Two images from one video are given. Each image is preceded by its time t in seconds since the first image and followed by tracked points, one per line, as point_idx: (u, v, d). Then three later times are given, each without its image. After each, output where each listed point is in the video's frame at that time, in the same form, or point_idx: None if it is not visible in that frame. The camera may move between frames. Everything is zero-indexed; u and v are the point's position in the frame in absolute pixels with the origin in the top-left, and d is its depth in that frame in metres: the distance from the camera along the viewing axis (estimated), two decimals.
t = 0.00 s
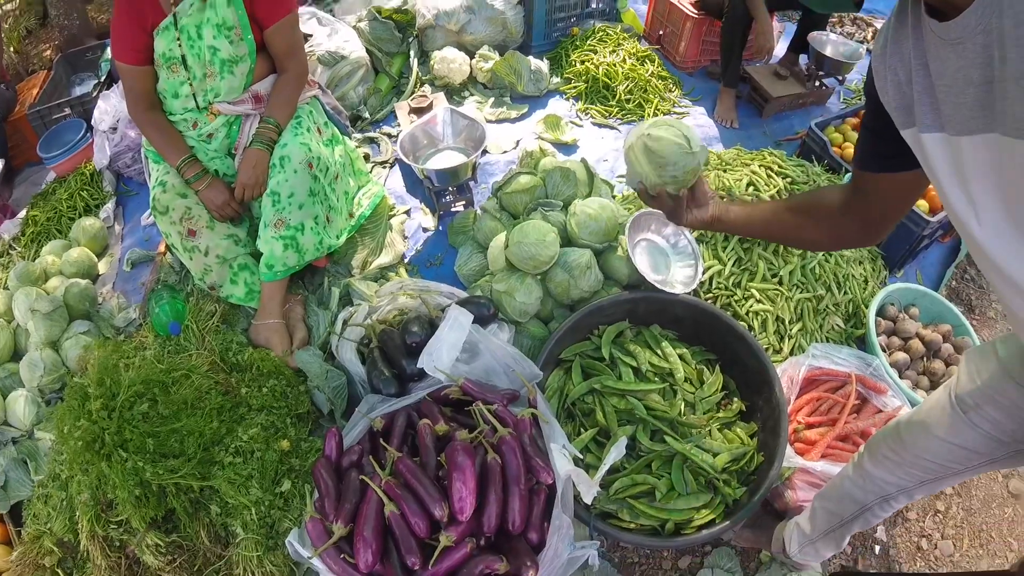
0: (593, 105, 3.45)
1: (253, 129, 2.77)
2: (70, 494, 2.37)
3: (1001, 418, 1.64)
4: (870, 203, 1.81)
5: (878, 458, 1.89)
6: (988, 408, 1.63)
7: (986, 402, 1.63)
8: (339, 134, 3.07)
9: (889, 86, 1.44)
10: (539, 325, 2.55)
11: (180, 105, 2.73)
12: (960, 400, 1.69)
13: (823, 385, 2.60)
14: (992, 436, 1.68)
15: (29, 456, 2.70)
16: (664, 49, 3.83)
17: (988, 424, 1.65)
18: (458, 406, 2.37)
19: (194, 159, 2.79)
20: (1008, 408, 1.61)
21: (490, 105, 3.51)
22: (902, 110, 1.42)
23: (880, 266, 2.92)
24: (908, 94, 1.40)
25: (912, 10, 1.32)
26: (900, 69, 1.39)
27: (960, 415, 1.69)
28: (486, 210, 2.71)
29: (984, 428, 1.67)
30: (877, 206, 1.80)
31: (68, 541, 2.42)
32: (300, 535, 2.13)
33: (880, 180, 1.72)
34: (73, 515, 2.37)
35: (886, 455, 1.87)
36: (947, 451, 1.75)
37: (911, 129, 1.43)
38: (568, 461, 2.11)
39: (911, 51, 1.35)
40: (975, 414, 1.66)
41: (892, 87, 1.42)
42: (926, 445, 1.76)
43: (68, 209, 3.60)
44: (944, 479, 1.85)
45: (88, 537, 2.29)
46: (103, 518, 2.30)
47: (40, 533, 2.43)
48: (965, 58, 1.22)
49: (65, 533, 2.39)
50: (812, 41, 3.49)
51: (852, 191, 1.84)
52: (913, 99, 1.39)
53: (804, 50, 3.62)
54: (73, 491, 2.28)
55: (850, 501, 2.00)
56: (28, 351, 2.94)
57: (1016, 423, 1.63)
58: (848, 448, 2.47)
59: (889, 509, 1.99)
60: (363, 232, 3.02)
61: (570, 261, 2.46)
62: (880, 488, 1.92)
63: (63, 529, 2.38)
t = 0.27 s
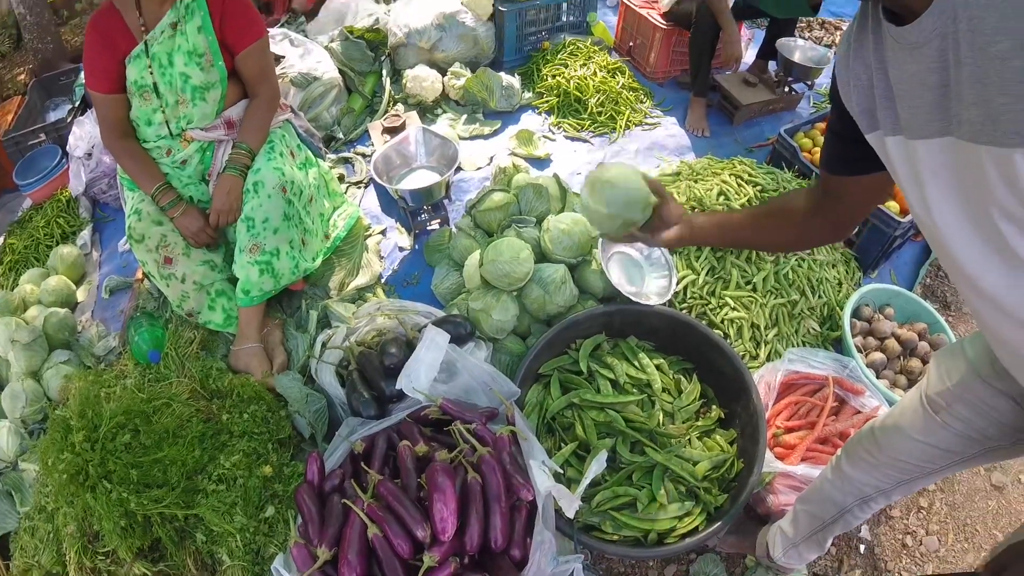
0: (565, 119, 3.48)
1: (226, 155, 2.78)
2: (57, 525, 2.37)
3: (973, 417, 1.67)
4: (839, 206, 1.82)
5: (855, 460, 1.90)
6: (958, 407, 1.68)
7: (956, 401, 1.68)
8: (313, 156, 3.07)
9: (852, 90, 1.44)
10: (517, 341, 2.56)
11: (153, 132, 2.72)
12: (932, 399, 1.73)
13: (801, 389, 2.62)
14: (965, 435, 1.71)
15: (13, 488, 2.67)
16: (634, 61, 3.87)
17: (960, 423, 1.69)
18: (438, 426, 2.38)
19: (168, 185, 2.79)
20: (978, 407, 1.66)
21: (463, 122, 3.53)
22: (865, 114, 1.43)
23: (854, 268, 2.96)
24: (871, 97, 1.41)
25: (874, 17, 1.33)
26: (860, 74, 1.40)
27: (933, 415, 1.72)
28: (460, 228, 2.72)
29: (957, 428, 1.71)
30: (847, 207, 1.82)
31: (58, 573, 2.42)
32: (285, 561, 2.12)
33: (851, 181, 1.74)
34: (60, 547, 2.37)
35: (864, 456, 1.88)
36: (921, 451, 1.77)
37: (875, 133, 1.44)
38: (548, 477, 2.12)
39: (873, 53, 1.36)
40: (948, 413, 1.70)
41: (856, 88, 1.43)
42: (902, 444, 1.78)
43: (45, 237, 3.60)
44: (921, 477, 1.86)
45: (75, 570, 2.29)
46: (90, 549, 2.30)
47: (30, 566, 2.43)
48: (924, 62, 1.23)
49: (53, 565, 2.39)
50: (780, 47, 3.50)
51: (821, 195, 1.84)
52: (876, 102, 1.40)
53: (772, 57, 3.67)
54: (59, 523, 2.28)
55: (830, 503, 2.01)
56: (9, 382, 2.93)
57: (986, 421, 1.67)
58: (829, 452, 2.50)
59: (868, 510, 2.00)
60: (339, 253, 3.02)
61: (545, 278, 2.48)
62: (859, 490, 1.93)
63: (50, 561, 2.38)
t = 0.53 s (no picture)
0: (560, 126, 3.49)
1: (218, 155, 2.78)
2: (44, 523, 2.35)
3: (971, 434, 1.67)
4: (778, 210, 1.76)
5: (845, 473, 1.91)
6: (955, 424, 1.67)
7: (954, 418, 1.68)
8: (307, 159, 3.08)
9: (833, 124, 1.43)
10: (510, 347, 2.56)
11: (147, 133, 2.73)
12: (930, 414, 1.72)
13: (794, 404, 2.63)
14: (962, 452, 1.71)
15: None
16: (629, 69, 3.89)
17: (957, 439, 1.69)
18: (431, 431, 2.37)
19: (162, 185, 2.78)
20: (975, 424, 1.65)
21: (456, 128, 3.54)
22: (844, 148, 1.43)
23: (848, 283, 2.97)
24: (851, 134, 1.40)
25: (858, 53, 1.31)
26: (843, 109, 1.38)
27: (930, 430, 1.72)
28: (455, 233, 2.73)
29: (956, 445, 1.71)
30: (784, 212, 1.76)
31: (43, 571, 2.39)
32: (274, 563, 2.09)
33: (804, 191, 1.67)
34: (46, 544, 2.35)
35: (855, 470, 1.88)
36: (914, 465, 1.77)
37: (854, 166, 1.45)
38: (542, 485, 2.11)
39: (857, 89, 1.34)
40: (945, 429, 1.70)
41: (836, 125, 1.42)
42: (894, 459, 1.79)
43: (36, 237, 3.60)
44: (912, 491, 1.87)
45: (62, 567, 2.27)
46: (77, 547, 2.28)
47: (14, 563, 2.40)
48: (909, 103, 1.20)
49: (38, 562, 2.37)
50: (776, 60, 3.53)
51: (762, 198, 1.76)
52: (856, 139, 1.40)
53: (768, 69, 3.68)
54: (46, 521, 2.26)
55: (821, 516, 2.01)
56: None
57: (984, 439, 1.66)
58: (820, 467, 2.50)
59: (859, 523, 2.00)
60: (332, 257, 3.01)
61: (539, 284, 2.48)
62: (850, 503, 1.94)
63: (36, 558, 2.35)
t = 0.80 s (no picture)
0: (580, 120, 3.48)
1: (238, 133, 2.78)
2: (50, 493, 2.32)
3: (992, 447, 1.65)
4: (741, 219, 1.85)
5: (852, 472, 1.91)
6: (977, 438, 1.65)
7: (975, 430, 1.66)
8: (327, 141, 3.07)
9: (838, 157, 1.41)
10: (526, 339, 2.56)
11: (167, 108, 2.73)
12: (949, 426, 1.70)
13: (807, 413, 2.60)
14: (980, 463, 1.69)
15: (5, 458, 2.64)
16: (651, 66, 3.89)
17: (979, 451, 1.67)
18: (445, 418, 2.36)
19: (182, 162, 2.78)
20: (998, 437, 1.63)
21: (475, 118, 3.53)
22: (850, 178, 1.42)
23: (867, 294, 2.95)
24: (859, 169, 1.38)
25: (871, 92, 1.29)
26: (854, 144, 1.35)
27: (948, 439, 1.71)
28: (474, 223, 2.73)
29: (975, 456, 1.69)
30: (746, 222, 1.84)
31: (46, 542, 2.38)
32: (284, 543, 2.08)
33: (770, 205, 1.74)
34: (51, 515, 2.33)
35: (864, 470, 1.88)
36: (928, 470, 1.76)
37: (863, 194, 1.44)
38: (558, 478, 2.11)
39: (867, 124, 1.31)
40: (965, 440, 1.68)
41: (843, 161, 1.39)
42: (906, 462, 1.78)
43: (49, 211, 3.59)
44: (924, 496, 1.85)
45: (67, 539, 2.25)
46: (82, 520, 2.25)
47: (18, 533, 2.39)
48: (925, 144, 1.19)
49: (43, 533, 2.35)
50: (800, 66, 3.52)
51: (734, 210, 1.85)
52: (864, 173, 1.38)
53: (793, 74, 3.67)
54: (53, 491, 2.24)
55: (829, 519, 2.00)
56: (7, 351, 2.90)
57: (1004, 454, 1.64)
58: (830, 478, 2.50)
59: (867, 527, 1.99)
60: (348, 241, 3.00)
61: (560, 276, 2.48)
62: (857, 505, 1.93)
63: (41, 528, 2.34)
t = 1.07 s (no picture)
0: (582, 108, 3.48)
1: (239, 123, 2.80)
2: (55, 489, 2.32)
3: (997, 421, 1.64)
4: (734, 204, 1.81)
5: (853, 448, 1.90)
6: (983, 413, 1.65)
7: (980, 404, 1.65)
8: (328, 131, 3.07)
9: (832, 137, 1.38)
10: (530, 325, 2.56)
11: (168, 100, 2.73)
12: (954, 401, 1.69)
13: (812, 395, 2.61)
14: (984, 437, 1.69)
15: (10, 455, 2.65)
16: (654, 53, 3.89)
17: (984, 426, 1.66)
18: (449, 405, 2.35)
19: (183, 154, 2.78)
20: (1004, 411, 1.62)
21: (478, 106, 3.52)
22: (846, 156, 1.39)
23: (871, 277, 2.95)
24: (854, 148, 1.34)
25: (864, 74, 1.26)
26: (849, 126, 1.32)
27: (954, 415, 1.69)
28: (477, 210, 2.72)
29: (979, 429, 1.68)
30: (740, 207, 1.81)
31: (52, 539, 2.37)
32: (290, 530, 2.08)
33: (766, 188, 1.70)
34: (56, 511, 2.32)
35: (866, 445, 1.87)
36: (933, 445, 1.75)
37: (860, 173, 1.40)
38: (562, 461, 2.10)
39: (863, 105, 1.28)
40: (970, 416, 1.67)
41: (839, 142, 1.36)
42: (909, 438, 1.77)
43: (51, 208, 3.60)
44: (927, 472, 1.84)
45: (73, 534, 2.24)
46: (88, 514, 2.25)
47: (24, 530, 2.38)
48: (921, 122, 1.16)
49: (49, 529, 2.35)
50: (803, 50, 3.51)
51: (729, 195, 1.81)
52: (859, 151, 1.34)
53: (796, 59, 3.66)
54: (58, 486, 2.23)
55: (834, 498, 2.00)
56: (10, 348, 2.90)
57: (1009, 428, 1.63)
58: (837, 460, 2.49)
59: (871, 504, 1.98)
60: (351, 231, 3.00)
61: (562, 262, 2.48)
62: (861, 481, 1.92)
63: (47, 524, 2.33)
